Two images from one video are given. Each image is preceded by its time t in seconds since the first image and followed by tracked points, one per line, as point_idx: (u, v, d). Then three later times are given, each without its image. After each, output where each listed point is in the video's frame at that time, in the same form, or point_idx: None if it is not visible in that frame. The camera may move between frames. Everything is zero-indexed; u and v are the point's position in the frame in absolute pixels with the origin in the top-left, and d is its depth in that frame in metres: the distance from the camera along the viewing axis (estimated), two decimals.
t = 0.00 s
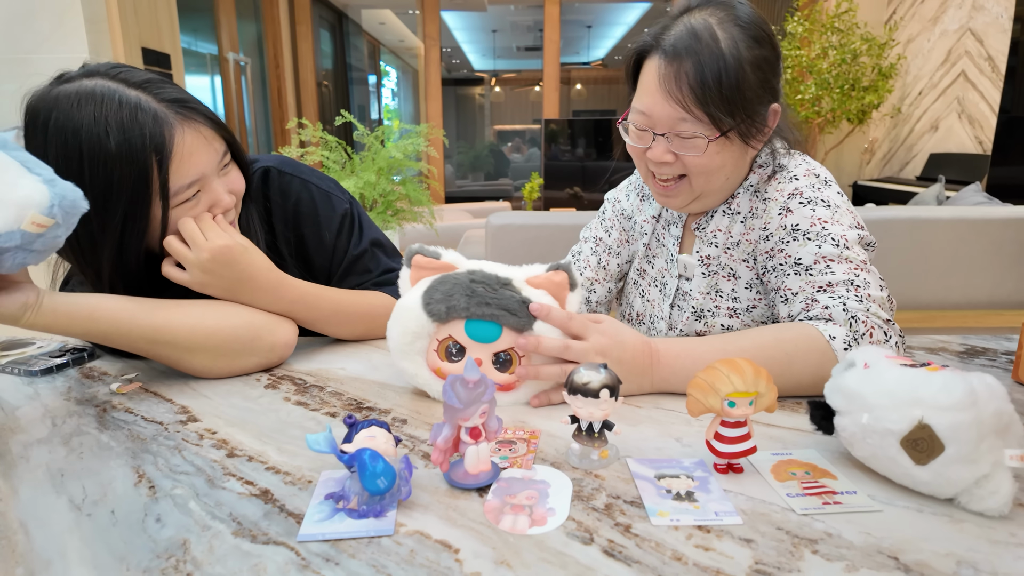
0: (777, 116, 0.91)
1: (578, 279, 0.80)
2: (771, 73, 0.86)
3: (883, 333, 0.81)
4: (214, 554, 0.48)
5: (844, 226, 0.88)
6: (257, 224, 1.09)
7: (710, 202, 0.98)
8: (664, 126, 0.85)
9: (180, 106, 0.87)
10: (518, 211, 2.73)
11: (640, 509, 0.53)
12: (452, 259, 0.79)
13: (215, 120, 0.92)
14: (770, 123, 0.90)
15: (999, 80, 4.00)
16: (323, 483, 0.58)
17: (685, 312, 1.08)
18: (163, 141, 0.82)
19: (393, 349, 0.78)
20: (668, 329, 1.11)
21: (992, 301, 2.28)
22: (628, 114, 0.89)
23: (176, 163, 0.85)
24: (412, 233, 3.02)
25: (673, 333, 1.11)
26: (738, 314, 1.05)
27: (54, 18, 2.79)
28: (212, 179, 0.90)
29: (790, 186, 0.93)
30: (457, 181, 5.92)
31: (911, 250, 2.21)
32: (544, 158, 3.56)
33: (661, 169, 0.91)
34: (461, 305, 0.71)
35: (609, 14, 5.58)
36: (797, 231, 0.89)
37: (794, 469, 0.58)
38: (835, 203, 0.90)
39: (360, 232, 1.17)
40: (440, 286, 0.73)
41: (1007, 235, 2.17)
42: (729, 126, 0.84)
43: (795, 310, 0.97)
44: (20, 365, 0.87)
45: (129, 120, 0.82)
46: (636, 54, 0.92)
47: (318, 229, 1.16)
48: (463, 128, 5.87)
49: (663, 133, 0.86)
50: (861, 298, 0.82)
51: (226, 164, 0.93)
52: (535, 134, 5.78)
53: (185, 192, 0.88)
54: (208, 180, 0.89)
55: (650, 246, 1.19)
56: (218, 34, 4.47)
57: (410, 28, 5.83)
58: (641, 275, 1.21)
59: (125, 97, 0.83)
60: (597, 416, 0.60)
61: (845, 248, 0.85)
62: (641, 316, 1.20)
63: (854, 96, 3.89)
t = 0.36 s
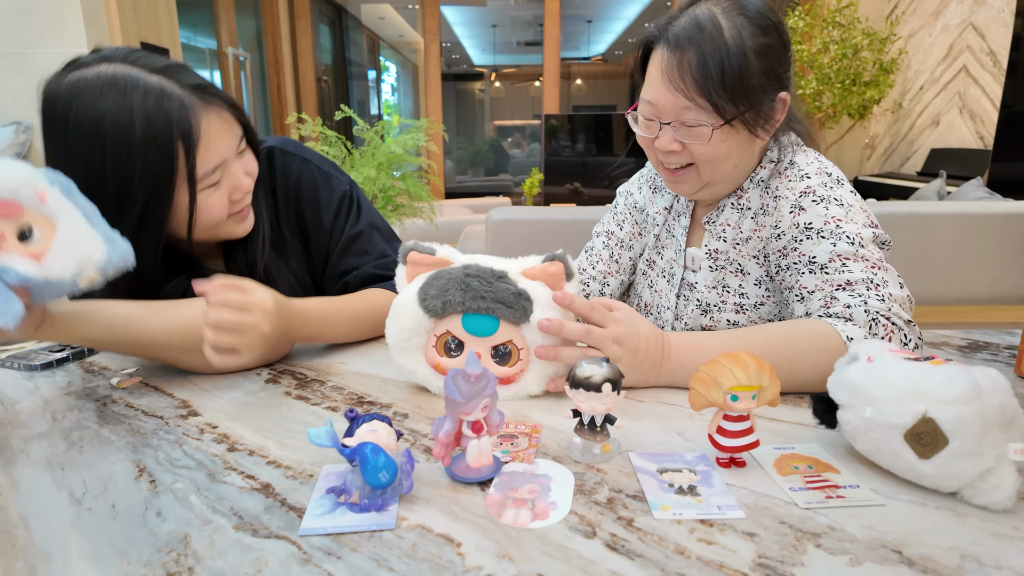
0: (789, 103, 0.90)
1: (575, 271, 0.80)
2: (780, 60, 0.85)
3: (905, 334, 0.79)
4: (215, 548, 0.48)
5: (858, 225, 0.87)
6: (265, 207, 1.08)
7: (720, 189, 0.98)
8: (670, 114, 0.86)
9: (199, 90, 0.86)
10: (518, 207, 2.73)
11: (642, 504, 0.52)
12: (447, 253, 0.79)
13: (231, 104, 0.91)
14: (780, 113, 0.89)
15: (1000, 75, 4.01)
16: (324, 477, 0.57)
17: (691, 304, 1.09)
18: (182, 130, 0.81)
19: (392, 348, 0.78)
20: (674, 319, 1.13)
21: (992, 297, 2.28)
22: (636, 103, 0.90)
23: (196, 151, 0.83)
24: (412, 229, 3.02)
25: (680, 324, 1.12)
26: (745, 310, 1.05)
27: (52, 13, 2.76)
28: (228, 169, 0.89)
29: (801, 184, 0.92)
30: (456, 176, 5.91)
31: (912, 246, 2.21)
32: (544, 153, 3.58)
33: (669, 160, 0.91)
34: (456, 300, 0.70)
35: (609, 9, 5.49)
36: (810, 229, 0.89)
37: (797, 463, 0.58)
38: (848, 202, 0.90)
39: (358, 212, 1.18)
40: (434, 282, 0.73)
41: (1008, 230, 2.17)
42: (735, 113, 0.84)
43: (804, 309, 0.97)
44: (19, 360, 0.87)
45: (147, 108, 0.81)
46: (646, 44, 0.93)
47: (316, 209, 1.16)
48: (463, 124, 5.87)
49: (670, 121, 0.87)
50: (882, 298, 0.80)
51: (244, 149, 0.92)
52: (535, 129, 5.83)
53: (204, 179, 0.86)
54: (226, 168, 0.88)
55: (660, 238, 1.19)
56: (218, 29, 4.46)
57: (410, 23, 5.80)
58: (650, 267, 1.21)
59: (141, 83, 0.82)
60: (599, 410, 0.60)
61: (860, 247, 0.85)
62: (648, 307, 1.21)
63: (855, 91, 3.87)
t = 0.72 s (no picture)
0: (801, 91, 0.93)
1: (575, 267, 0.80)
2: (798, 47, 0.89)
3: (906, 333, 0.80)
4: (218, 544, 0.48)
5: (858, 223, 0.87)
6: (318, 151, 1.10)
7: (732, 180, 0.97)
8: (697, 93, 0.87)
9: None
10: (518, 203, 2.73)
11: (642, 500, 0.53)
12: (448, 251, 0.79)
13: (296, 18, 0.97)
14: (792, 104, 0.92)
15: (1001, 71, 3.99)
16: (327, 473, 0.58)
17: (690, 302, 1.08)
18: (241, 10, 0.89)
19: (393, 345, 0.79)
20: (674, 317, 1.13)
21: (992, 293, 2.28)
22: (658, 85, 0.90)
23: (245, 33, 0.90)
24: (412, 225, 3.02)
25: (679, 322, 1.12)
26: (745, 309, 1.05)
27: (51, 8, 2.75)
28: (276, 60, 0.93)
29: (801, 183, 0.93)
30: (456, 173, 5.91)
31: (912, 242, 2.21)
32: (544, 150, 3.58)
33: (689, 141, 0.91)
34: (457, 297, 0.71)
35: (610, 5, 5.51)
36: (810, 228, 0.89)
37: (796, 459, 0.59)
38: (848, 201, 0.90)
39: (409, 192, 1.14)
40: (435, 279, 0.73)
41: (1007, 227, 2.16)
42: (761, 93, 0.85)
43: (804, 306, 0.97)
44: (22, 357, 0.87)
45: None
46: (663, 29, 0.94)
47: (367, 178, 1.15)
48: (462, 120, 5.86)
49: (696, 101, 0.87)
50: (884, 297, 0.81)
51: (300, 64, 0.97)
52: (535, 125, 5.82)
53: (249, 63, 0.91)
54: (272, 59, 0.93)
55: (660, 234, 1.19)
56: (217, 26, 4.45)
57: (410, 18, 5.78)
58: (650, 263, 1.21)
59: None
60: (599, 406, 0.61)
61: (861, 245, 0.85)
62: (648, 303, 1.20)
63: (856, 87, 3.87)
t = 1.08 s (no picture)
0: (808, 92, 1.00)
1: (576, 271, 0.80)
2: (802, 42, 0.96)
3: (904, 337, 0.81)
4: (225, 544, 0.49)
5: (859, 226, 0.88)
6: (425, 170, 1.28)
7: (745, 170, 0.99)
8: (714, 75, 0.92)
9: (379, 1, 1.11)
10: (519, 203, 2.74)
11: (642, 501, 0.54)
12: (450, 254, 0.80)
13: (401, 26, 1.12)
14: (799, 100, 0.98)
15: (1002, 72, 4.04)
16: (331, 475, 0.59)
17: (692, 302, 1.09)
18: (348, 14, 1.06)
19: (396, 347, 0.79)
20: (676, 317, 1.13)
21: (992, 293, 2.28)
22: (674, 70, 0.94)
23: (347, 31, 1.06)
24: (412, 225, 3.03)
25: (682, 322, 1.13)
26: (747, 310, 1.06)
27: (52, 7, 2.76)
28: (372, 57, 1.08)
29: (803, 186, 0.93)
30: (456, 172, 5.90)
31: (912, 242, 2.21)
32: (544, 149, 3.58)
33: (704, 126, 0.94)
34: (459, 301, 0.71)
35: (610, 4, 5.50)
36: (811, 231, 0.90)
37: (794, 461, 0.59)
38: (850, 204, 0.90)
39: (478, 220, 1.36)
40: (438, 283, 0.74)
41: (1007, 227, 2.17)
42: (775, 75, 0.91)
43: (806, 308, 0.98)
44: (28, 358, 0.88)
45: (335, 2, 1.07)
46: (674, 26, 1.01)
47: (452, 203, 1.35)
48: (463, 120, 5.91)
49: (714, 82, 0.92)
50: (883, 300, 0.81)
51: (399, 67, 1.11)
52: (536, 125, 5.64)
53: (347, 58, 1.07)
54: (368, 56, 1.07)
55: (662, 236, 1.20)
56: (217, 25, 4.45)
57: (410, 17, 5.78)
58: (652, 264, 1.21)
59: None
60: (599, 409, 0.61)
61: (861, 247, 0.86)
62: (651, 304, 1.21)
63: (857, 86, 3.87)
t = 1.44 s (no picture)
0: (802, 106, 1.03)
1: (576, 277, 0.82)
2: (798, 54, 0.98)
3: (899, 343, 0.81)
4: (233, 548, 0.50)
5: (855, 234, 0.89)
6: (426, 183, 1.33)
7: (743, 178, 1.00)
8: (716, 84, 0.93)
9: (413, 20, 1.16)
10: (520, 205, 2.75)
11: (639, 505, 0.55)
12: (452, 261, 0.81)
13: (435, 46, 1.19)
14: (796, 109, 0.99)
15: (1001, 74, 3.98)
16: (335, 479, 0.60)
17: (690, 307, 1.11)
18: (395, 28, 1.11)
19: (398, 353, 0.81)
20: (674, 321, 1.14)
21: (991, 295, 2.29)
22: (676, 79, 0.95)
23: (392, 45, 1.11)
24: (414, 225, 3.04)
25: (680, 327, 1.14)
26: (745, 315, 1.08)
27: (54, 11, 2.78)
28: (412, 73, 1.13)
29: (800, 194, 0.95)
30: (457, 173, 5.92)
31: (911, 244, 2.22)
32: (545, 149, 3.59)
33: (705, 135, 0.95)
34: (460, 307, 0.73)
35: (610, 5, 5.47)
36: (807, 238, 0.91)
37: (789, 466, 0.61)
38: (845, 211, 0.92)
39: (477, 226, 1.36)
40: (439, 290, 0.75)
41: (1006, 229, 2.18)
42: (776, 85, 0.92)
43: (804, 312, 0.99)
44: (36, 363, 0.90)
45: (379, 16, 1.11)
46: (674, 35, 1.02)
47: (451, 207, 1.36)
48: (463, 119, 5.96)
49: (716, 91, 0.93)
50: (878, 306, 0.82)
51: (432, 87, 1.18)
52: (537, 125, 5.77)
53: (389, 71, 1.11)
54: (409, 72, 1.13)
55: (659, 241, 1.21)
56: (218, 25, 4.46)
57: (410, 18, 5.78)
58: (649, 269, 1.22)
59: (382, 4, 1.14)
60: (598, 415, 0.63)
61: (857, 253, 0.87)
62: (648, 309, 1.22)
63: (856, 88, 3.89)
